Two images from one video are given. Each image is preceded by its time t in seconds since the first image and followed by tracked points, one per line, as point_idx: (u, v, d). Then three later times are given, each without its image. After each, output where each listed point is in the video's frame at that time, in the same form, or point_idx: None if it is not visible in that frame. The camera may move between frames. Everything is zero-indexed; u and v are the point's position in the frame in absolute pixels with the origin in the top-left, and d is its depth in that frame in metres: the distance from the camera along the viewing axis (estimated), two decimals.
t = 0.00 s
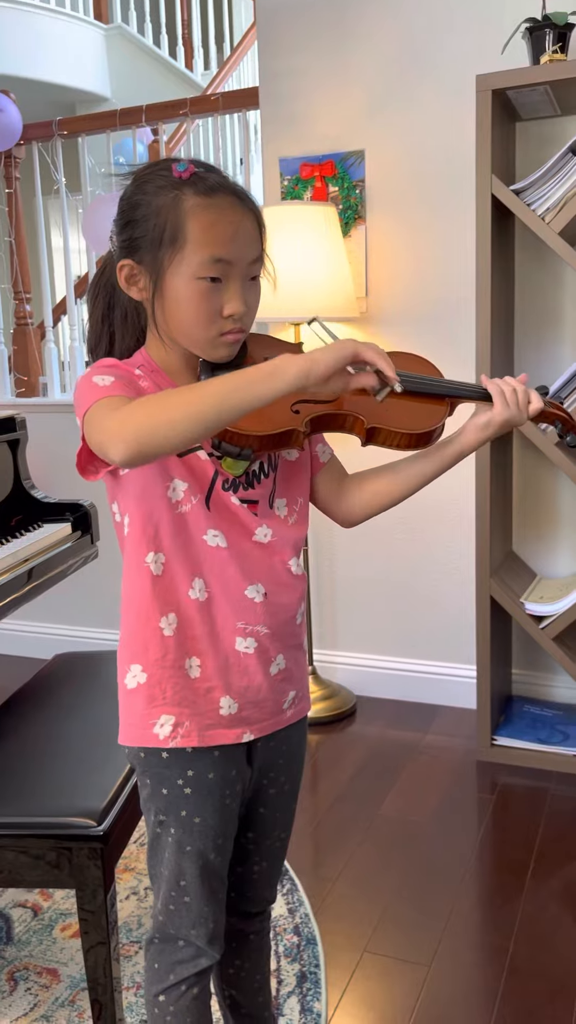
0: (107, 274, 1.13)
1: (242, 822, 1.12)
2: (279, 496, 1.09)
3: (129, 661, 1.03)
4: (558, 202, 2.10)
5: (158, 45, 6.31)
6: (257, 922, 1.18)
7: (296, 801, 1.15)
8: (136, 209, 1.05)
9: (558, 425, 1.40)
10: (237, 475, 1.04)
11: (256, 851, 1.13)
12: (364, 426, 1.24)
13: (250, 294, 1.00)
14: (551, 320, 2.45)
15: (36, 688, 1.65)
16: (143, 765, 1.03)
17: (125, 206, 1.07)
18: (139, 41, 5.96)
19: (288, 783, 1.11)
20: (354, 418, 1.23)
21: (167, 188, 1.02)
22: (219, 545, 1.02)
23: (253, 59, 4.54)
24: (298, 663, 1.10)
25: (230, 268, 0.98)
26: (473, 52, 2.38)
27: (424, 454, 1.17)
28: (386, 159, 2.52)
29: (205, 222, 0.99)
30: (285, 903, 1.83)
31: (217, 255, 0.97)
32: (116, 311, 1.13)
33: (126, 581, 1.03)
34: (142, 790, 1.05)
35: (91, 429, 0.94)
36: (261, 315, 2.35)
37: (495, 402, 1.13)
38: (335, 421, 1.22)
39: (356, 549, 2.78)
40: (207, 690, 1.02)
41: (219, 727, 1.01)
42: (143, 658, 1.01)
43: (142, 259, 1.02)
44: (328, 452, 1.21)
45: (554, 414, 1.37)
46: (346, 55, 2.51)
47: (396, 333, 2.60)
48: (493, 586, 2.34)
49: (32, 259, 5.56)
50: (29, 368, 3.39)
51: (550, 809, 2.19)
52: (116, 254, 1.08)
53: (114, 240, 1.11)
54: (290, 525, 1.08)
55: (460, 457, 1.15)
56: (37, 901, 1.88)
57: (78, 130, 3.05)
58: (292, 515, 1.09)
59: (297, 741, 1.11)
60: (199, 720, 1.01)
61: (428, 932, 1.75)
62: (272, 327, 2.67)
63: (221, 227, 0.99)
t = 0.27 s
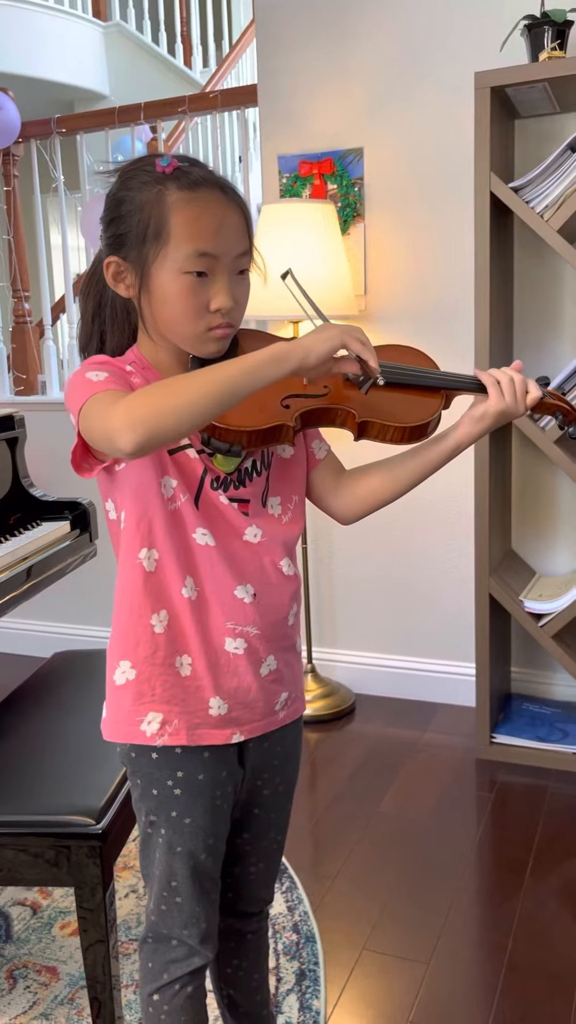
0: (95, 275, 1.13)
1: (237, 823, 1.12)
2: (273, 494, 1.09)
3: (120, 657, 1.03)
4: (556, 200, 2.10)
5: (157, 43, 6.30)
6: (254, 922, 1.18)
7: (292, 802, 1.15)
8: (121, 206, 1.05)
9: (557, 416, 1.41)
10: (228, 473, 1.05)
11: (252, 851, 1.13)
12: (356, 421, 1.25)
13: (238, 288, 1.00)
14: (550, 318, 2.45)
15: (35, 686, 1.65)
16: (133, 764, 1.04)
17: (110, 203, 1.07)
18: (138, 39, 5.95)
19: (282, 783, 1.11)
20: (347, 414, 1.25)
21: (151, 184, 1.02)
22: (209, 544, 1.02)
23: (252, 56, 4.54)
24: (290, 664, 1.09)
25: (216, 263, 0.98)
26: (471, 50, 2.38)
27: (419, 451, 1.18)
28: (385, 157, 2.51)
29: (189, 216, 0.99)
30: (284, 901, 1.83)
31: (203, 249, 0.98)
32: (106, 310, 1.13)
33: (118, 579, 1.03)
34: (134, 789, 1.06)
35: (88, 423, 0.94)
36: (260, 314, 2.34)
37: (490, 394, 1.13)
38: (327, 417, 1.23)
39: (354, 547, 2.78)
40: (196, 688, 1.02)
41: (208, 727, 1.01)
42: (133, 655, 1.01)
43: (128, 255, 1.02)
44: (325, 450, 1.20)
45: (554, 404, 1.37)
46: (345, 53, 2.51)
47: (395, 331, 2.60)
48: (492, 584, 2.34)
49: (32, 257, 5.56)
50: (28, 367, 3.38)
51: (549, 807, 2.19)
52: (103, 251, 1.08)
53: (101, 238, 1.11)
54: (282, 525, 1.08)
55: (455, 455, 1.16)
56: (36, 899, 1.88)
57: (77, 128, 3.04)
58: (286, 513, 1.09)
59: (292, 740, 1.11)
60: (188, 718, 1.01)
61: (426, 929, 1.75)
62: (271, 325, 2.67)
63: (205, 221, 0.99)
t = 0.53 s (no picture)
0: (92, 272, 1.13)
1: (236, 822, 1.12)
2: (269, 493, 1.09)
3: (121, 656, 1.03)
4: (556, 197, 2.09)
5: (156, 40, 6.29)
6: (254, 920, 1.18)
7: (291, 800, 1.15)
8: (119, 201, 1.04)
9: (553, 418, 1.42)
10: (226, 471, 1.05)
11: (252, 850, 1.13)
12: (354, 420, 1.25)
13: (237, 284, 1.00)
14: (550, 316, 2.45)
15: (35, 685, 1.65)
16: (133, 764, 1.04)
17: (108, 198, 1.07)
18: (137, 36, 5.94)
19: (282, 781, 1.11)
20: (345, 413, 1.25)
21: (150, 179, 1.02)
22: (207, 542, 1.01)
23: (252, 54, 4.53)
24: (290, 662, 1.10)
25: (216, 259, 0.98)
26: (471, 47, 2.37)
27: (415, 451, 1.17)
28: (385, 155, 2.51)
29: (189, 212, 0.99)
30: (284, 898, 1.83)
31: (202, 245, 0.98)
32: (103, 307, 1.13)
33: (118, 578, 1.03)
34: (134, 789, 1.06)
35: (87, 423, 0.94)
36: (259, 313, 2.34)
37: (486, 395, 1.14)
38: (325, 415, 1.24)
39: (354, 545, 2.78)
40: (197, 688, 1.02)
41: (208, 726, 1.01)
42: (134, 655, 1.01)
43: (127, 250, 1.02)
44: (320, 450, 1.20)
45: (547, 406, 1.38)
46: (344, 50, 2.51)
47: (395, 329, 2.59)
48: (492, 582, 2.34)
49: (31, 255, 5.56)
50: (28, 365, 3.38)
51: (549, 805, 2.19)
52: (101, 247, 1.08)
53: (99, 234, 1.11)
54: (280, 523, 1.08)
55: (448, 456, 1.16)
56: (36, 897, 1.87)
57: (76, 125, 3.04)
58: (282, 511, 1.09)
59: (291, 738, 1.11)
60: (189, 717, 1.01)
61: (426, 927, 1.75)
62: (271, 323, 2.67)
63: (205, 217, 0.99)
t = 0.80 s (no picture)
0: (92, 268, 1.14)
1: (235, 820, 1.12)
2: (270, 488, 1.10)
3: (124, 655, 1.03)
4: (555, 195, 2.09)
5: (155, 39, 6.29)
6: (253, 917, 1.18)
7: (289, 797, 1.15)
8: (124, 196, 1.04)
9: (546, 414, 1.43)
10: (230, 466, 1.05)
11: (251, 847, 1.13)
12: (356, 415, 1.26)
13: (241, 282, 1.00)
14: (549, 314, 2.45)
15: (34, 683, 1.65)
16: (133, 763, 1.03)
17: (112, 194, 1.06)
18: (136, 34, 5.93)
19: (280, 778, 1.11)
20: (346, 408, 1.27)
21: (157, 175, 1.02)
22: (209, 540, 1.01)
23: (251, 52, 4.53)
24: (288, 658, 1.10)
25: (221, 255, 0.98)
26: (470, 44, 2.37)
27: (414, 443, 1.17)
28: (384, 152, 2.51)
29: (196, 208, 0.99)
30: (284, 896, 1.83)
31: (208, 241, 0.98)
32: (102, 303, 1.13)
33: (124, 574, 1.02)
34: (133, 787, 1.05)
35: (95, 415, 0.94)
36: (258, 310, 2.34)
37: (480, 394, 1.13)
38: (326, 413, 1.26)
39: (353, 543, 2.78)
40: (198, 686, 1.02)
41: (210, 724, 1.02)
42: (138, 653, 1.01)
43: (132, 246, 1.02)
44: (317, 446, 1.21)
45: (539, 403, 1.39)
46: (343, 48, 2.50)
47: (394, 327, 2.59)
48: (492, 580, 2.34)
49: (30, 254, 5.55)
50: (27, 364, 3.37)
51: (548, 803, 2.19)
52: (104, 243, 1.08)
53: (101, 229, 1.11)
54: (280, 520, 1.08)
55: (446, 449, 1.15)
56: (36, 895, 1.88)
57: (74, 123, 3.03)
58: (283, 507, 1.09)
59: (289, 736, 1.11)
60: (193, 715, 1.01)
61: (426, 924, 1.76)
62: (270, 322, 2.67)
63: (211, 213, 0.99)
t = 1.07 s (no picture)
0: (99, 266, 1.13)
1: (238, 815, 1.12)
2: (275, 487, 1.08)
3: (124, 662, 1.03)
4: (554, 194, 2.09)
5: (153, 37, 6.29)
6: (253, 914, 1.19)
7: (291, 793, 1.15)
8: (130, 199, 1.04)
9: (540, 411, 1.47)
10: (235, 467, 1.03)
11: (252, 844, 1.14)
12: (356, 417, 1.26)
13: (244, 285, 1.00)
14: (549, 312, 2.45)
15: (33, 682, 1.65)
16: (139, 761, 1.04)
17: (117, 196, 1.06)
18: (135, 32, 5.93)
19: (283, 774, 1.12)
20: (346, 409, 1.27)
21: (162, 178, 1.02)
22: (215, 543, 1.01)
23: (250, 49, 4.53)
24: (292, 655, 1.11)
25: (225, 259, 0.98)
26: (468, 43, 2.37)
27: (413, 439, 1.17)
28: (383, 151, 2.51)
29: (201, 212, 0.99)
30: (284, 894, 1.83)
31: (212, 245, 0.97)
32: (107, 303, 1.13)
33: (115, 581, 1.03)
34: (139, 784, 1.05)
35: (86, 437, 0.92)
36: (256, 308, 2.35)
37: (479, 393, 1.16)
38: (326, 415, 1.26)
39: (353, 542, 2.78)
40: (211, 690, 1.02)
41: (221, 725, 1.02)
42: (140, 662, 1.02)
43: (137, 249, 1.01)
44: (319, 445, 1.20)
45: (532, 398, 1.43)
46: (342, 46, 2.50)
47: (393, 325, 2.59)
48: (491, 579, 2.34)
49: (29, 252, 5.55)
50: (26, 362, 3.37)
51: (548, 801, 2.19)
52: (109, 244, 1.07)
53: (107, 229, 1.10)
54: (285, 518, 1.08)
55: (450, 442, 1.15)
56: (36, 893, 1.88)
57: (73, 122, 3.03)
58: (287, 506, 1.09)
59: (292, 732, 1.12)
60: (197, 723, 1.01)
61: (425, 922, 1.76)
62: (269, 320, 2.67)
63: (216, 217, 0.99)
